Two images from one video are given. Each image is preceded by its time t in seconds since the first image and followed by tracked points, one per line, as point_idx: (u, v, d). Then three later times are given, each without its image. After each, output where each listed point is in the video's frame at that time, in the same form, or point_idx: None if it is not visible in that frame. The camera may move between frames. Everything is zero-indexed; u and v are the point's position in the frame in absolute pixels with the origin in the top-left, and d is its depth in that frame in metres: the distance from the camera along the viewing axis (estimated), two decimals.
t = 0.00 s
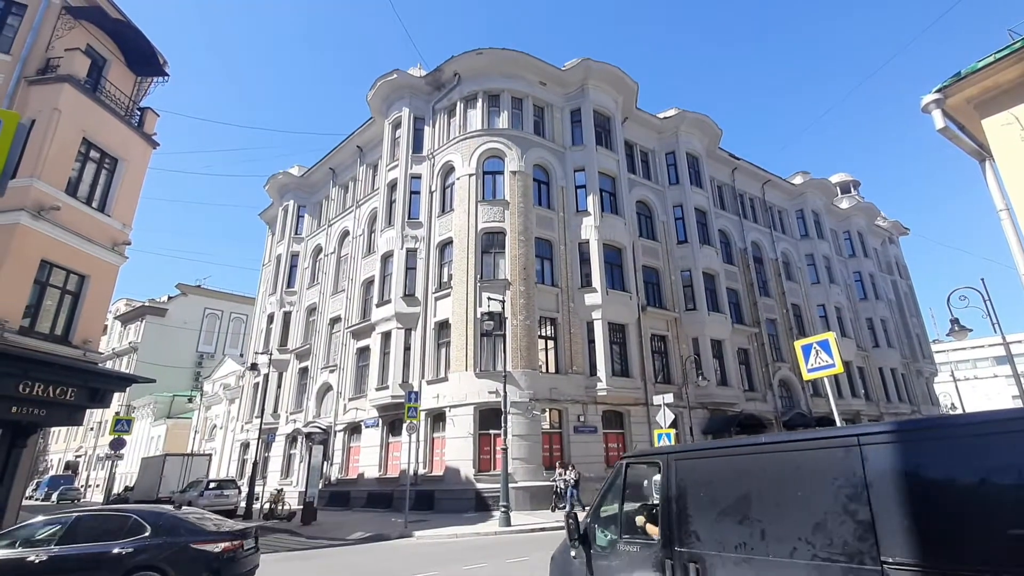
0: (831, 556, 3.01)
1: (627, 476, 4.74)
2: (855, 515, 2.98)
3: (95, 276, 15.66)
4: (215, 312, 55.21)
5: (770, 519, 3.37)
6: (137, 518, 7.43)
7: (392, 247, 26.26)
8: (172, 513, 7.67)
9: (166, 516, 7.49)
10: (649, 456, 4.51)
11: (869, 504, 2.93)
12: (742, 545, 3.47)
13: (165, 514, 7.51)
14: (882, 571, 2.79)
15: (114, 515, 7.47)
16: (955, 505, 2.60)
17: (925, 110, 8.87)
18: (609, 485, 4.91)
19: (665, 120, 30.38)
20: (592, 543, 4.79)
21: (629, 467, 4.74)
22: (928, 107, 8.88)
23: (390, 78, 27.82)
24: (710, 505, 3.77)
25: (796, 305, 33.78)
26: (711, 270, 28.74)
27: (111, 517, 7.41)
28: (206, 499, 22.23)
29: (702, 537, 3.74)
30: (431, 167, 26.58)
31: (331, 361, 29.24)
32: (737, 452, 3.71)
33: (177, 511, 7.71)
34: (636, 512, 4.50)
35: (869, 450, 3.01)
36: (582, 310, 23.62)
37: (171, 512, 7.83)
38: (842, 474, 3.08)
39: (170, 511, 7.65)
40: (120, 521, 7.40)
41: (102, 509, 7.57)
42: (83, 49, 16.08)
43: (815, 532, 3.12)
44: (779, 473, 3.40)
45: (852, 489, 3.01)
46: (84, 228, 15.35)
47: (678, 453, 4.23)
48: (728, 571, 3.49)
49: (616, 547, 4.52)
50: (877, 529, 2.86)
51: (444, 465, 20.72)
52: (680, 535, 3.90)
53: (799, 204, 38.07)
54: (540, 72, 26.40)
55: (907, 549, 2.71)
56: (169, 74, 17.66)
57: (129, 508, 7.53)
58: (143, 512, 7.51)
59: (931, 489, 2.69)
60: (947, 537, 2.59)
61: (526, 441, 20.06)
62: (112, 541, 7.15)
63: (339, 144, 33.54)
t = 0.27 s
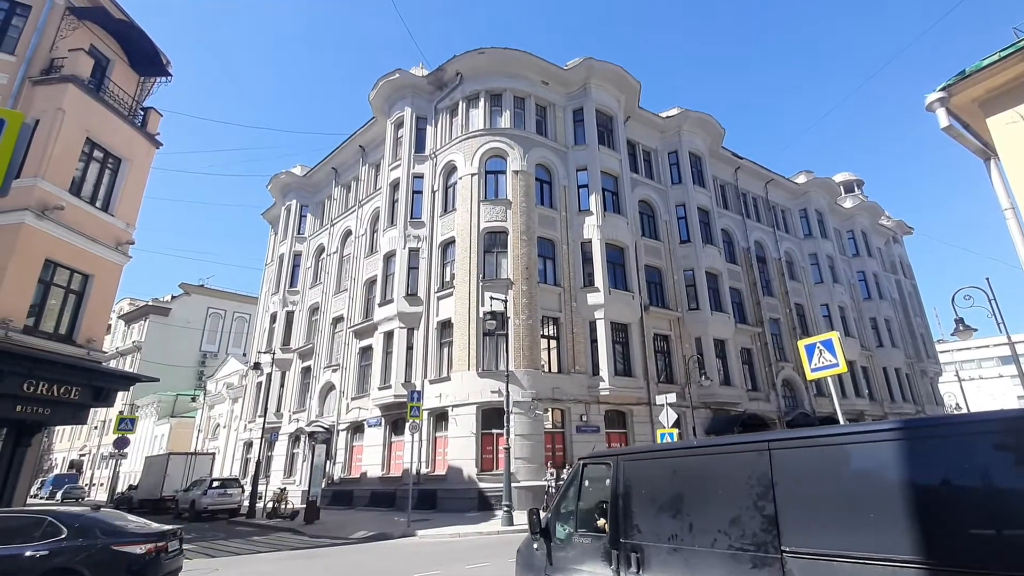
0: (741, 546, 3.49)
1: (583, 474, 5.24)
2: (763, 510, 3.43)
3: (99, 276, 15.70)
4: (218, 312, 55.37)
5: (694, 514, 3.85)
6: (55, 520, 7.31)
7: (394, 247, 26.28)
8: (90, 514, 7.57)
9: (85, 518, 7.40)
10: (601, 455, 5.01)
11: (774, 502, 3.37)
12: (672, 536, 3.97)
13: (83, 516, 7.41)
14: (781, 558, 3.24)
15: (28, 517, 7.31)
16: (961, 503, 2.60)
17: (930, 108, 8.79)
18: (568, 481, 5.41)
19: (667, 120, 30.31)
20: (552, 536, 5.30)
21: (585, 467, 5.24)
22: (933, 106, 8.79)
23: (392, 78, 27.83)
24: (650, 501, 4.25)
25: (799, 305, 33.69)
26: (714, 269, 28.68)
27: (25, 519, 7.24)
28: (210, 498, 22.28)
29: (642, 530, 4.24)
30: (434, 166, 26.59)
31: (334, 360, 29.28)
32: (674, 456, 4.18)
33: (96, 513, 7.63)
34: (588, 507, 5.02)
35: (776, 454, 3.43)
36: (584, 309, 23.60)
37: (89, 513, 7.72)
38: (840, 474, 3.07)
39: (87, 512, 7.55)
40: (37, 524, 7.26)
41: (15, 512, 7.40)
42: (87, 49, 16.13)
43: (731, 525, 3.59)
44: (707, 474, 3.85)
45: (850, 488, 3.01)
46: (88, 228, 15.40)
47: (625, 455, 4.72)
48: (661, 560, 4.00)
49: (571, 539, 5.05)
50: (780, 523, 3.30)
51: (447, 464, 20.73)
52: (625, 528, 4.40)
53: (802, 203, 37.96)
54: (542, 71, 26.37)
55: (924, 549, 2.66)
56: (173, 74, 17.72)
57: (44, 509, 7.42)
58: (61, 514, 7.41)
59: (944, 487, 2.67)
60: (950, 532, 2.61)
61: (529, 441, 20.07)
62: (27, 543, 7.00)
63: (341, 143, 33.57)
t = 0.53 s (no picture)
0: (671, 536, 4.13)
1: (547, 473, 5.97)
2: (693, 505, 4.06)
3: (104, 274, 15.79)
4: (222, 311, 55.59)
5: (637, 509, 4.54)
6: None
7: (397, 246, 26.33)
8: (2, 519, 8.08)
9: None
10: (563, 456, 5.73)
11: (701, 497, 4.01)
12: (618, 528, 4.63)
13: None
14: (705, 547, 3.83)
15: None
16: (862, 496, 3.10)
17: (934, 106, 8.73)
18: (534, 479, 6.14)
19: (670, 118, 30.24)
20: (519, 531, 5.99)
21: (548, 467, 5.98)
22: (937, 103, 8.74)
23: (395, 77, 27.85)
24: (602, 498, 4.95)
25: (803, 303, 33.60)
26: (717, 268, 28.63)
27: None
28: (214, 496, 22.40)
29: (594, 523, 4.92)
30: (436, 165, 26.61)
31: (337, 359, 29.37)
32: (624, 457, 4.88)
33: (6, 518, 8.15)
34: (549, 504, 5.74)
35: (705, 458, 4.08)
36: (587, 308, 23.61)
37: None
38: (764, 472, 3.65)
39: None
40: None
41: None
42: (91, 49, 16.19)
43: (664, 518, 4.25)
44: (652, 475, 4.52)
45: (776, 487, 3.55)
46: (93, 227, 15.49)
47: (584, 456, 5.44)
48: (607, 549, 4.68)
49: (535, 531, 5.77)
50: (705, 516, 3.93)
51: (450, 463, 20.78)
52: (579, 522, 5.11)
53: (806, 202, 37.83)
54: (545, 70, 26.35)
55: (852, 534, 3.07)
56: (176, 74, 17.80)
57: None
58: None
59: (885, 484, 3.04)
60: (850, 519, 3.11)
61: (531, 439, 20.11)
62: None
63: (344, 142, 33.63)
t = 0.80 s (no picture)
0: (615, 529, 4.63)
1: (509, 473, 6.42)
2: (634, 502, 4.56)
3: (107, 274, 15.82)
4: (225, 310, 55.72)
5: (588, 505, 5.03)
6: None
7: (399, 245, 26.34)
8: None
9: None
10: (525, 456, 6.18)
11: (640, 495, 4.52)
12: (571, 523, 5.11)
13: None
14: (642, 539, 4.35)
15: None
16: (771, 494, 3.58)
17: (937, 104, 8.67)
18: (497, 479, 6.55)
19: (672, 116, 30.15)
20: (484, 525, 6.39)
21: (512, 466, 6.41)
22: (940, 101, 8.67)
23: (396, 76, 27.84)
24: (558, 495, 5.43)
25: (806, 302, 33.50)
26: (720, 267, 28.57)
27: None
28: (218, 495, 22.46)
29: (550, 519, 5.40)
30: (438, 165, 26.61)
31: (339, 359, 29.39)
32: (579, 458, 5.37)
33: None
34: (513, 501, 6.15)
35: (646, 460, 4.59)
36: (589, 307, 23.59)
37: None
38: (696, 475, 4.11)
39: None
40: None
41: None
42: (94, 49, 16.23)
43: (609, 514, 4.75)
44: (600, 474, 5.03)
45: (701, 484, 4.05)
46: (96, 227, 15.53)
47: (544, 456, 5.90)
48: (561, 541, 5.15)
49: (498, 526, 6.18)
50: (644, 511, 4.44)
51: (452, 462, 20.78)
52: (537, 518, 5.57)
53: (809, 200, 37.71)
54: (547, 68, 26.31)
55: (754, 525, 3.59)
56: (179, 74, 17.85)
57: None
58: None
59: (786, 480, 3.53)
60: (756, 514, 3.61)
61: (534, 439, 20.09)
62: None
63: (346, 142, 33.65)
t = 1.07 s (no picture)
0: (561, 521, 5.16)
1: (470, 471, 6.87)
2: (579, 496, 5.11)
3: (104, 272, 15.71)
4: (223, 309, 55.55)
5: (539, 500, 5.56)
6: None
7: (398, 243, 26.24)
8: None
9: None
10: (486, 455, 6.66)
11: (585, 490, 5.07)
12: (524, 516, 5.63)
13: None
14: (582, 529, 4.88)
15: None
16: (689, 486, 4.13)
17: (937, 100, 8.59)
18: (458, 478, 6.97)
19: (671, 114, 30.06)
20: (446, 520, 6.76)
21: (473, 466, 6.85)
22: (941, 97, 8.60)
23: (394, 74, 27.70)
24: (514, 491, 5.94)
25: (806, 300, 33.49)
26: (719, 265, 28.53)
27: None
28: (216, 494, 22.39)
29: (506, 513, 5.90)
30: (437, 163, 26.50)
31: (338, 357, 29.28)
32: (535, 457, 5.90)
33: None
34: (473, 497, 6.56)
35: (591, 460, 5.13)
36: (589, 305, 23.53)
37: None
38: (633, 472, 4.64)
39: None
40: None
41: None
42: (91, 48, 16.09)
43: (558, 507, 5.29)
44: (551, 472, 5.58)
45: (634, 480, 4.61)
46: (93, 225, 15.42)
47: (503, 456, 6.40)
48: (515, 534, 5.64)
49: (459, 521, 6.57)
50: (588, 505, 4.97)
51: (452, 460, 20.73)
52: (494, 512, 6.05)
53: (808, 198, 37.66)
54: (546, 66, 26.19)
55: (674, 515, 4.14)
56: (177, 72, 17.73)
57: None
58: None
59: (700, 475, 4.09)
60: (676, 504, 4.16)
61: (534, 437, 20.06)
62: None
63: (344, 139, 33.49)
